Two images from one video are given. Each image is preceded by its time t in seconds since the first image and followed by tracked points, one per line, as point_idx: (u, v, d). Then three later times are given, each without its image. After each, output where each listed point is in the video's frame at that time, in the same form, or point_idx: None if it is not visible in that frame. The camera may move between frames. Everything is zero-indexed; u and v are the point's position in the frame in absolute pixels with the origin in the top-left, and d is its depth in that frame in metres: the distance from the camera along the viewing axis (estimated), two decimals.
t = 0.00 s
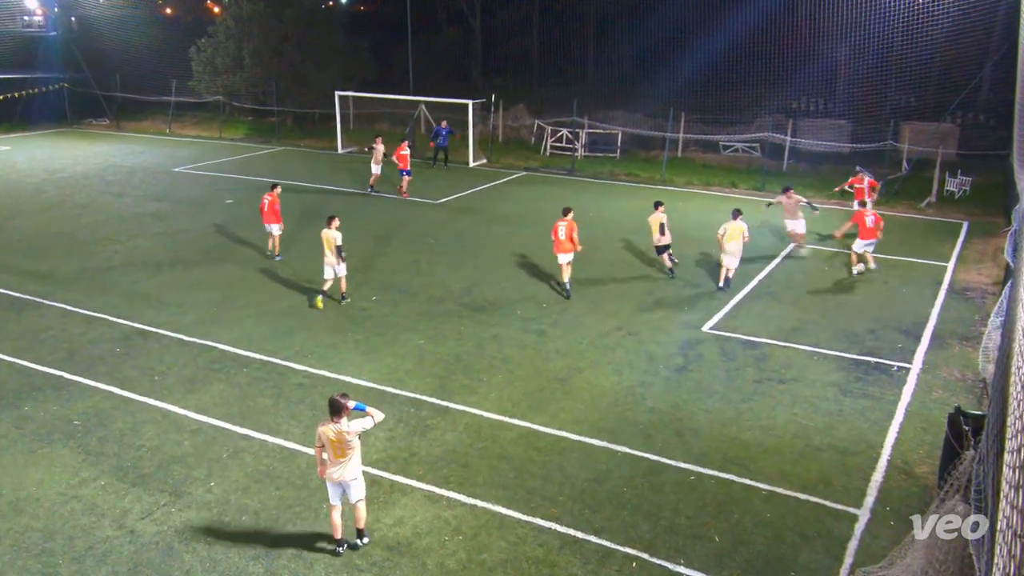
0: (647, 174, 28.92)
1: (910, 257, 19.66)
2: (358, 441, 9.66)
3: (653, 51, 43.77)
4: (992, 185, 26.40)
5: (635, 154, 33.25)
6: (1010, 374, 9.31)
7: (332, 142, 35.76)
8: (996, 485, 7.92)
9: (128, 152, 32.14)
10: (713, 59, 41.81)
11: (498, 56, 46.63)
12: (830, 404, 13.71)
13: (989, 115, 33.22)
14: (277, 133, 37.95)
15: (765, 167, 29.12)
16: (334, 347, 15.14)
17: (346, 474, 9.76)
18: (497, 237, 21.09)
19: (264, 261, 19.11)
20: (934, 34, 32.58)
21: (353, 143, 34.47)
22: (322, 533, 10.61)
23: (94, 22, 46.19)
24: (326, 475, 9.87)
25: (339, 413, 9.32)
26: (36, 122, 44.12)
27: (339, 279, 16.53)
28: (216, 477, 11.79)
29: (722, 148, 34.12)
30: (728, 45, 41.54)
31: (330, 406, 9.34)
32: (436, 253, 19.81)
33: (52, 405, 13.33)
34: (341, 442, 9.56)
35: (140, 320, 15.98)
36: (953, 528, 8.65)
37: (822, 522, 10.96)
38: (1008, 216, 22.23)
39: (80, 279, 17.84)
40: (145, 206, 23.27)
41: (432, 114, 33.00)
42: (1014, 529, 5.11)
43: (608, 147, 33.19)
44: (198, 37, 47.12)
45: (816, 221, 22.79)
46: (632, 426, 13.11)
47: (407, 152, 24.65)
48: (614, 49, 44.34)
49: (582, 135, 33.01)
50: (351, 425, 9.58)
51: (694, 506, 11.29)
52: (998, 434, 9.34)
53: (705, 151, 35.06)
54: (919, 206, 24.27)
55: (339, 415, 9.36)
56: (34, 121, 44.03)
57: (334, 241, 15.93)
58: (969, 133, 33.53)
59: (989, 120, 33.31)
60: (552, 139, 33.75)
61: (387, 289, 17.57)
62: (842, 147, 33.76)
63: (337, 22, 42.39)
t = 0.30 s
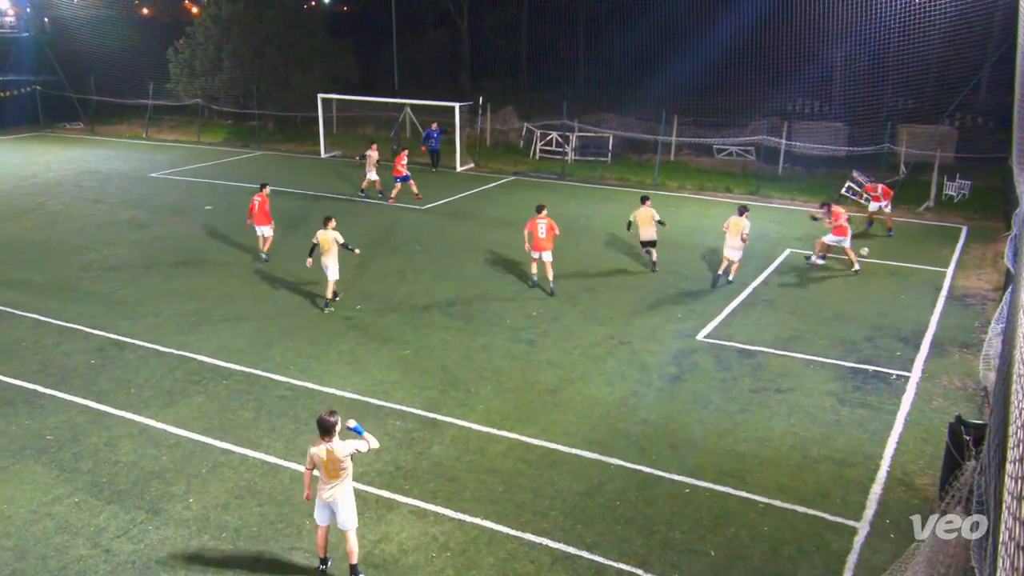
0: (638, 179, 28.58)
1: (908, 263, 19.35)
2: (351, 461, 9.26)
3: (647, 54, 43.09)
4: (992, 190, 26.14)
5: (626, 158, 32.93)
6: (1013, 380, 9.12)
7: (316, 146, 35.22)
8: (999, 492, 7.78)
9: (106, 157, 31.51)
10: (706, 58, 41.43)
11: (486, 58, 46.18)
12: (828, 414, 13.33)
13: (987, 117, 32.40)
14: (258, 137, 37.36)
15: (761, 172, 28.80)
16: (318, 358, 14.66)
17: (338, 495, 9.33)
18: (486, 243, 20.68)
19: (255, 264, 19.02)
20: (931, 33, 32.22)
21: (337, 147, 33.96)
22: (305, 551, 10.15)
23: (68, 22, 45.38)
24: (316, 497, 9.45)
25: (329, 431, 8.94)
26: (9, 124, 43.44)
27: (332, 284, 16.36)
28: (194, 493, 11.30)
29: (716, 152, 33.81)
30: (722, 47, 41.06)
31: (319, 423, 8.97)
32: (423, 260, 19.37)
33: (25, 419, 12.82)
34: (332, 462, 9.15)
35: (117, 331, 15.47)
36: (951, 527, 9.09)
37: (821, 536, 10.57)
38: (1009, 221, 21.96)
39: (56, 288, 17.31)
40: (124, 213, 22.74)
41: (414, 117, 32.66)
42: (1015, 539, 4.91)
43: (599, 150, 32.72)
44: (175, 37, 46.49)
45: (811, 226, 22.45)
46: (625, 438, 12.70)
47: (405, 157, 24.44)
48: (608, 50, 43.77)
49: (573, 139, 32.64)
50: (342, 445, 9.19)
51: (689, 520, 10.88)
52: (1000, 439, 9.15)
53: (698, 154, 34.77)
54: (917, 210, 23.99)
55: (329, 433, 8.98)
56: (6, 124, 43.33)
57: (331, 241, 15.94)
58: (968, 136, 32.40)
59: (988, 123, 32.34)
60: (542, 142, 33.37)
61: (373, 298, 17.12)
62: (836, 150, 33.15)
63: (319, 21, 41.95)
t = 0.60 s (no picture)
0: (629, 184, 28.21)
1: (907, 269, 19.03)
2: (346, 485, 8.87)
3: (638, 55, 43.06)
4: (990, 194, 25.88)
5: (616, 162, 32.60)
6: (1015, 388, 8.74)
7: (297, 151, 34.64)
8: (1003, 509, 7.49)
9: (84, 163, 30.87)
10: (699, 61, 41.52)
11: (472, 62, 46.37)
12: (825, 425, 12.94)
13: (987, 120, 31.93)
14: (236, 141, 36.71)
15: (756, 177, 28.48)
16: (299, 370, 14.17)
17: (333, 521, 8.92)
18: (473, 250, 20.24)
19: (238, 261, 19.15)
20: (929, 35, 31.91)
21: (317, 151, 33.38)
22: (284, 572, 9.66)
23: (38, 22, 44.43)
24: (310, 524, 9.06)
25: (318, 448, 8.63)
26: None
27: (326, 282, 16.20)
28: (170, 511, 10.80)
29: (709, 155, 33.44)
30: (716, 47, 41.17)
31: (310, 442, 8.66)
32: (410, 268, 18.90)
33: None
34: (324, 483, 8.78)
35: (90, 343, 14.93)
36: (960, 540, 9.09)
37: (819, 551, 10.15)
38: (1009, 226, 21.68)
39: (29, 299, 16.75)
40: (100, 220, 22.18)
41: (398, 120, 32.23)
42: None
43: (589, 154, 32.67)
44: (151, 38, 45.89)
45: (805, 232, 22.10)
46: (617, 451, 12.26)
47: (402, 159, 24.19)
48: (598, 52, 43.56)
49: (562, 143, 32.22)
50: (334, 466, 8.83)
51: (683, 535, 10.46)
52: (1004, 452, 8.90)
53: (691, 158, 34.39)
54: (915, 215, 23.71)
55: (320, 452, 8.66)
56: None
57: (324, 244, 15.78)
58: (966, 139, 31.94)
59: (987, 126, 31.91)
60: (530, 146, 32.95)
61: (357, 307, 16.65)
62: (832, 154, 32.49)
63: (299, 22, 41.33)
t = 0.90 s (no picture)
0: (618, 190, 27.80)
1: (905, 276, 18.67)
2: (331, 509, 8.45)
3: (626, 56, 42.29)
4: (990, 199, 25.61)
5: (604, 166, 32.15)
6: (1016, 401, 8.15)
7: (274, 156, 34.00)
8: (1005, 521, 7.13)
9: (56, 170, 30.11)
10: (688, 62, 40.84)
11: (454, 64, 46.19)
12: (823, 438, 12.49)
13: (985, 123, 31.81)
14: (208, 145, 36.00)
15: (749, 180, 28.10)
16: (276, 385, 13.62)
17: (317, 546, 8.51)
18: (458, 259, 19.75)
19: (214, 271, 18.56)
20: (925, 37, 31.34)
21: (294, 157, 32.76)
22: None
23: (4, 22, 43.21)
24: (291, 549, 8.61)
25: (303, 466, 8.24)
26: None
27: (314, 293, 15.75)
28: (141, 533, 10.25)
29: (700, 160, 32.99)
30: (705, 49, 40.33)
31: (295, 461, 8.28)
32: (393, 277, 18.39)
33: None
34: (307, 505, 8.36)
35: (58, 358, 14.32)
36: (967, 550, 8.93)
37: (818, 570, 9.69)
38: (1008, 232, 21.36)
39: None
40: (73, 229, 21.53)
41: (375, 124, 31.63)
42: None
43: (577, 159, 32.19)
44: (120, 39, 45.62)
45: (797, 239, 21.72)
46: (607, 467, 11.77)
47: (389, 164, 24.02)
48: (585, 55, 42.70)
49: (548, 148, 31.73)
50: (319, 486, 8.45)
51: (676, 553, 9.99)
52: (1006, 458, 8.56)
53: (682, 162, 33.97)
54: (912, 221, 23.41)
55: (305, 472, 8.27)
56: None
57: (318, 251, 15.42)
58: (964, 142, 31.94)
59: (986, 128, 31.79)
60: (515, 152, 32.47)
61: (338, 318, 16.11)
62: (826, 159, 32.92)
63: (276, 22, 40.76)
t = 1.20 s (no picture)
0: (607, 196, 27.35)
1: (902, 284, 18.33)
2: (310, 529, 8.01)
3: (616, 58, 42.06)
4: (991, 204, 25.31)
5: (593, 172, 31.74)
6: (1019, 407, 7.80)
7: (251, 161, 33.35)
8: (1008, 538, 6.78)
9: (32, 176, 29.46)
10: (677, 63, 40.38)
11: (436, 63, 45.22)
12: (819, 451, 12.08)
13: (983, 127, 31.67)
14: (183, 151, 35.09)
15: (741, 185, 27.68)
16: (254, 399, 13.13)
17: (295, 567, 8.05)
18: (444, 266, 19.29)
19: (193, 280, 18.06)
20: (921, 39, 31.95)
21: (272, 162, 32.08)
22: None
23: None
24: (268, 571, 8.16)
25: (279, 485, 7.78)
26: None
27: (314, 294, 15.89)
28: (111, 555, 9.75)
29: (692, 165, 32.61)
30: (696, 49, 40.09)
31: (271, 480, 7.82)
32: (377, 286, 17.92)
33: None
34: (284, 525, 7.91)
35: (27, 372, 13.78)
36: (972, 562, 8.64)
37: None
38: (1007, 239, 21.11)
39: None
40: (48, 239, 20.94)
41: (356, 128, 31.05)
42: None
43: (564, 164, 31.69)
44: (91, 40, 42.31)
45: (790, 246, 21.32)
46: (598, 482, 11.33)
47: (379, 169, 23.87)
48: (573, 53, 42.83)
49: (536, 153, 31.23)
50: (297, 504, 7.99)
51: (670, 571, 9.56)
52: (1009, 476, 8.23)
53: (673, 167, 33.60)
54: (910, 226, 23.10)
55: (281, 491, 7.79)
56: None
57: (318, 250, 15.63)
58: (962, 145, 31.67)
59: (984, 131, 31.73)
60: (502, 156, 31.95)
61: (320, 329, 15.62)
62: (822, 164, 31.73)
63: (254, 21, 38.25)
